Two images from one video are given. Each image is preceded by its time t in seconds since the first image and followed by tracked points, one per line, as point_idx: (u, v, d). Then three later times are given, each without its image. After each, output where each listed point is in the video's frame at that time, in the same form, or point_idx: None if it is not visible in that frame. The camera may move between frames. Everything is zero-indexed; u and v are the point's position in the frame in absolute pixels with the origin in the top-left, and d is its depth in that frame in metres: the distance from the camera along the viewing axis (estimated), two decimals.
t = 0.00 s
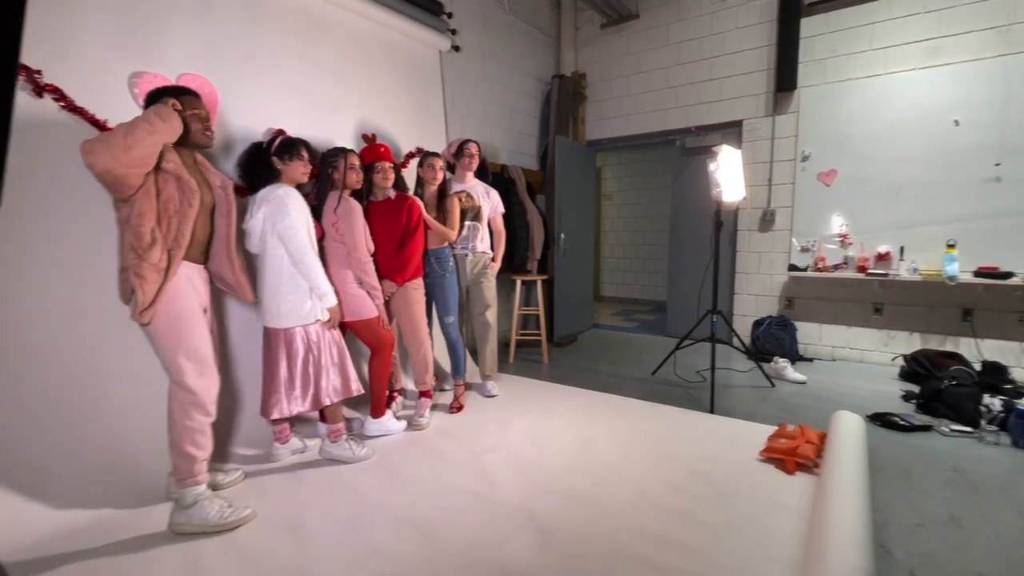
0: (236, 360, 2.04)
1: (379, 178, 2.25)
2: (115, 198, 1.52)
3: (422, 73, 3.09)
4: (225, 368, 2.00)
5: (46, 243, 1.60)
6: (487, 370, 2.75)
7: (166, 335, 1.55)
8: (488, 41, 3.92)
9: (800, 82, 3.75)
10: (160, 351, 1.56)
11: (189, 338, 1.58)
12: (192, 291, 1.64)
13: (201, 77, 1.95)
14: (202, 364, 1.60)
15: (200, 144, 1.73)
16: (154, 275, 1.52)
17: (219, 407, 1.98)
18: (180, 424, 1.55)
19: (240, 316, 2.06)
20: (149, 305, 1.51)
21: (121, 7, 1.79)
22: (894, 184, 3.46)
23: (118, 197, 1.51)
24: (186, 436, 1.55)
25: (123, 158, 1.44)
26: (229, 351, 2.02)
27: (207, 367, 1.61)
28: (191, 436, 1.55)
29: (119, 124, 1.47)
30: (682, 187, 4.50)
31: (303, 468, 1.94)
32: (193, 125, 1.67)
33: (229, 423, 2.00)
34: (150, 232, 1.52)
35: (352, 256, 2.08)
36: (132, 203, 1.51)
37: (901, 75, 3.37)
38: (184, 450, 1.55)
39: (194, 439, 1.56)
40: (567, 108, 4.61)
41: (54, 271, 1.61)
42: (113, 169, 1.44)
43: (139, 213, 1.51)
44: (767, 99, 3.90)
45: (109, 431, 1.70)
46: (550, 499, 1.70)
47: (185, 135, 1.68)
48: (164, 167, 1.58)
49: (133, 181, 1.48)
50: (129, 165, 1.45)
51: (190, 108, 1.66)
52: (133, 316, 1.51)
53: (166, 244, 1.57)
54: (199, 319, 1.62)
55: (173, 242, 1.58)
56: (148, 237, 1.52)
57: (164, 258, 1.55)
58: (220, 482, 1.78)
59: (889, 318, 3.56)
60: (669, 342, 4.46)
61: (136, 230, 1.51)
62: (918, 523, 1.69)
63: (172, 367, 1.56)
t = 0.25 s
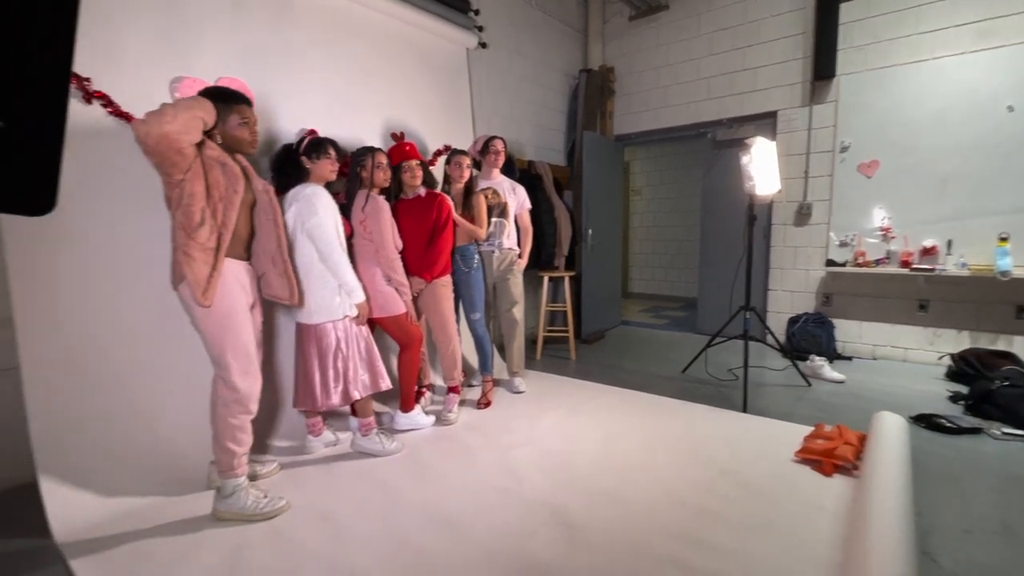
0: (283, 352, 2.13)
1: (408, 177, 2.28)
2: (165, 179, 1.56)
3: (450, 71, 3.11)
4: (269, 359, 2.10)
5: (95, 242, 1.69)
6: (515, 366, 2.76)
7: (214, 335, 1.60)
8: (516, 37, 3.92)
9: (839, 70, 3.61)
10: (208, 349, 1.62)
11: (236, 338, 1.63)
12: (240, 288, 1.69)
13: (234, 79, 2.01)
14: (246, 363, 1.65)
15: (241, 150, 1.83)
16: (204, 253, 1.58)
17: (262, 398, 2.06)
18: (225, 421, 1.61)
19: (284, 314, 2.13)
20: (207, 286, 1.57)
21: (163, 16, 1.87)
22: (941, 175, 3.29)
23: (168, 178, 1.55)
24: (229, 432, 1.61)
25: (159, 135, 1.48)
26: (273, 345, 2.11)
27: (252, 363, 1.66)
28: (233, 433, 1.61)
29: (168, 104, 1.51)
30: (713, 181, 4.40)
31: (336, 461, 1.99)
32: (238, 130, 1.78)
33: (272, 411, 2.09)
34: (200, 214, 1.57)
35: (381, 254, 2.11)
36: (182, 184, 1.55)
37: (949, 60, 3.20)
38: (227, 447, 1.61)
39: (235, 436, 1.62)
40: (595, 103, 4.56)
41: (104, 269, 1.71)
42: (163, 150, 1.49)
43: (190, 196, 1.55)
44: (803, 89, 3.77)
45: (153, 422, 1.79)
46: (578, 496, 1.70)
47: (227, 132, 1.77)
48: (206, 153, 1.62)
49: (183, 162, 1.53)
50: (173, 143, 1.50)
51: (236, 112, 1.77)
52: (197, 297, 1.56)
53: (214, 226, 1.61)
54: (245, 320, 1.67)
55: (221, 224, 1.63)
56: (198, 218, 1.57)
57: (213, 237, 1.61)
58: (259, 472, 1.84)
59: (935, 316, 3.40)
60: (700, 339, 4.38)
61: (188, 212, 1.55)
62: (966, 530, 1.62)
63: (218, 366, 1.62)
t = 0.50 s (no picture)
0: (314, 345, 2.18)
1: (430, 174, 2.30)
2: (202, 173, 1.61)
3: (473, 67, 3.11)
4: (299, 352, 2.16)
5: (137, 240, 1.77)
6: (538, 362, 2.76)
7: (241, 333, 1.65)
8: (538, 31, 3.89)
9: (874, 56, 3.47)
10: (237, 348, 1.67)
11: (260, 337, 1.67)
12: (269, 281, 1.73)
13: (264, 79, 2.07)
14: (268, 362, 1.69)
15: (273, 147, 1.87)
16: (241, 246, 1.63)
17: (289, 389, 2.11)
18: (247, 417, 1.66)
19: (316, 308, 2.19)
20: (241, 280, 1.62)
21: (195, 18, 1.92)
22: (985, 163, 3.13)
23: (206, 172, 1.60)
24: (251, 427, 1.66)
25: (196, 128, 1.53)
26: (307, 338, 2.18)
27: (273, 370, 1.69)
28: (255, 429, 1.66)
29: (207, 101, 1.56)
30: (741, 174, 4.30)
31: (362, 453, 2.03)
32: (271, 125, 1.83)
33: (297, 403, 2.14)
34: (238, 209, 1.63)
35: (404, 249, 2.14)
36: (219, 179, 1.60)
37: (995, 42, 3.05)
38: (251, 441, 1.65)
39: (258, 431, 1.66)
40: (618, 96, 4.50)
41: (141, 266, 1.78)
42: (201, 144, 1.54)
43: (226, 191, 1.60)
44: (836, 77, 3.65)
45: (186, 413, 1.85)
46: (601, 492, 1.69)
47: (259, 127, 1.82)
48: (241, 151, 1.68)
49: (220, 157, 1.59)
50: (210, 138, 1.55)
51: (271, 109, 1.82)
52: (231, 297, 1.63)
53: (248, 220, 1.66)
54: (272, 317, 1.72)
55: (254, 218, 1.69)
56: (234, 212, 1.62)
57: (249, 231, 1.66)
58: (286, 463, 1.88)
59: (977, 312, 3.25)
60: (727, 336, 4.29)
61: (224, 206, 1.60)
62: (1010, 535, 1.54)
63: (243, 362, 1.67)
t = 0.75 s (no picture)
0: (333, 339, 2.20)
1: (442, 168, 2.30)
2: (224, 168, 1.63)
3: (485, 60, 3.10)
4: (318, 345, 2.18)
5: (160, 237, 1.81)
6: (551, 356, 2.76)
7: (259, 328, 1.68)
8: (550, 23, 3.86)
9: (897, 42, 3.37)
10: (256, 343, 1.70)
11: (278, 334, 1.70)
12: (292, 285, 1.77)
13: (277, 75, 2.08)
14: (286, 357, 1.71)
15: (288, 142, 1.89)
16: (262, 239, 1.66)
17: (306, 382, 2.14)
18: (263, 411, 1.69)
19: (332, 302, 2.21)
20: (262, 273, 1.64)
21: (210, 17, 1.94)
22: (1014, 152, 3.03)
23: (229, 167, 1.62)
24: (267, 421, 1.69)
25: (221, 122, 1.56)
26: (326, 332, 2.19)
27: (289, 369, 1.72)
28: (271, 423, 1.69)
29: (231, 97, 1.59)
30: (758, 165, 4.22)
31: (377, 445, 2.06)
32: (288, 121, 1.84)
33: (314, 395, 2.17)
34: (260, 204, 1.66)
35: (417, 244, 2.15)
36: (241, 173, 1.62)
37: None
38: (268, 435, 1.68)
39: (274, 425, 1.69)
40: (632, 87, 4.45)
41: (161, 262, 1.81)
42: (226, 139, 1.58)
43: (248, 185, 1.62)
44: (857, 64, 3.55)
45: (206, 405, 1.89)
46: (613, 487, 1.68)
47: (276, 124, 1.84)
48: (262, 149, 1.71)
49: (243, 152, 1.61)
50: (234, 132, 1.58)
51: (288, 105, 1.83)
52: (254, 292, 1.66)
53: (268, 215, 1.69)
54: (290, 313, 1.75)
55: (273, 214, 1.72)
56: (256, 206, 1.64)
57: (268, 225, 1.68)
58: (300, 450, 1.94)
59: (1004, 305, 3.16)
60: (743, 330, 4.24)
61: (246, 200, 1.63)
62: None
63: (260, 357, 1.69)
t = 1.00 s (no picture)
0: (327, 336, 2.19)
1: (436, 164, 2.28)
2: (222, 160, 1.61)
3: (480, 54, 3.07)
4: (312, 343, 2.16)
5: (153, 234, 1.80)
6: (548, 352, 2.74)
7: (256, 323, 1.67)
8: (547, 17, 3.83)
9: (897, 34, 3.34)
10: (254, 337, 1.68)
11: (276, 328, 1.69)
12: (291, 282, 1.76)
13: (270, 70, 2.06)
14: (284, 351, 1.70)
15: (285, 139, 1.87)
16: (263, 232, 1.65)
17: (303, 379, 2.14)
18: (260, 406, 1.67)
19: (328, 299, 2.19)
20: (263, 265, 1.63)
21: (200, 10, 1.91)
22: (1015, 144, 3.00)
23: (227, 160, 1.60)
24: (263, 416, 1.67)
25: (221, 115, 1.54)
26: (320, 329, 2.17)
27: (288, 361, 1.70)
28: (268, 418, 1.67)
29: (232, 90, 1.58)
30: (757, 159, 4.20)
31: (372, 443, 2.05)
32: (284, 119, 1.83)
33: (311, 394, 2.15)
34: (260, 196, 1.65)
35: (411, 240, 2.13)
36: (240, 166, 1.61)
37: None
38: (264, 430, 1.66)
39: (270, 420, 1.67)
40: (630, 81, 4.42)
41: (154, 259, 1.80)
42: (225, 131, 1.56)
43: (247, 178, 1.61)
44: (857, 56, 3.52)
45: (203, 403, 1.88)
46: (611, 484, 1.67)
47: (272, 121, 1.82)
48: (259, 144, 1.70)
49: (241, 145, 1.59)
50: (233, 125, 1.57)
51: (285, 103, 1.82)
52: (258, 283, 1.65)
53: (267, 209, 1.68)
54: (289, 308, 1.73)
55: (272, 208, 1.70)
56: (255, 199, 1.63)
57: (268, 218, 1.68)
58: (297, 450, 1.93)
59: (1004, 299, 3.14)
60: (742, 325, 4.22)
61: (245, 192, 1.61)
62: None
63: (258, 351, 1.68)
